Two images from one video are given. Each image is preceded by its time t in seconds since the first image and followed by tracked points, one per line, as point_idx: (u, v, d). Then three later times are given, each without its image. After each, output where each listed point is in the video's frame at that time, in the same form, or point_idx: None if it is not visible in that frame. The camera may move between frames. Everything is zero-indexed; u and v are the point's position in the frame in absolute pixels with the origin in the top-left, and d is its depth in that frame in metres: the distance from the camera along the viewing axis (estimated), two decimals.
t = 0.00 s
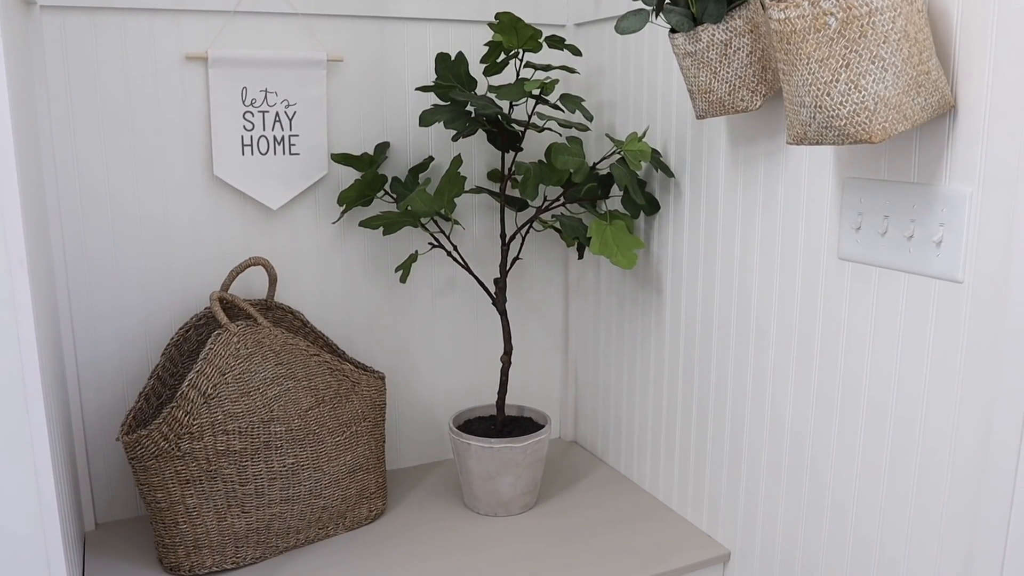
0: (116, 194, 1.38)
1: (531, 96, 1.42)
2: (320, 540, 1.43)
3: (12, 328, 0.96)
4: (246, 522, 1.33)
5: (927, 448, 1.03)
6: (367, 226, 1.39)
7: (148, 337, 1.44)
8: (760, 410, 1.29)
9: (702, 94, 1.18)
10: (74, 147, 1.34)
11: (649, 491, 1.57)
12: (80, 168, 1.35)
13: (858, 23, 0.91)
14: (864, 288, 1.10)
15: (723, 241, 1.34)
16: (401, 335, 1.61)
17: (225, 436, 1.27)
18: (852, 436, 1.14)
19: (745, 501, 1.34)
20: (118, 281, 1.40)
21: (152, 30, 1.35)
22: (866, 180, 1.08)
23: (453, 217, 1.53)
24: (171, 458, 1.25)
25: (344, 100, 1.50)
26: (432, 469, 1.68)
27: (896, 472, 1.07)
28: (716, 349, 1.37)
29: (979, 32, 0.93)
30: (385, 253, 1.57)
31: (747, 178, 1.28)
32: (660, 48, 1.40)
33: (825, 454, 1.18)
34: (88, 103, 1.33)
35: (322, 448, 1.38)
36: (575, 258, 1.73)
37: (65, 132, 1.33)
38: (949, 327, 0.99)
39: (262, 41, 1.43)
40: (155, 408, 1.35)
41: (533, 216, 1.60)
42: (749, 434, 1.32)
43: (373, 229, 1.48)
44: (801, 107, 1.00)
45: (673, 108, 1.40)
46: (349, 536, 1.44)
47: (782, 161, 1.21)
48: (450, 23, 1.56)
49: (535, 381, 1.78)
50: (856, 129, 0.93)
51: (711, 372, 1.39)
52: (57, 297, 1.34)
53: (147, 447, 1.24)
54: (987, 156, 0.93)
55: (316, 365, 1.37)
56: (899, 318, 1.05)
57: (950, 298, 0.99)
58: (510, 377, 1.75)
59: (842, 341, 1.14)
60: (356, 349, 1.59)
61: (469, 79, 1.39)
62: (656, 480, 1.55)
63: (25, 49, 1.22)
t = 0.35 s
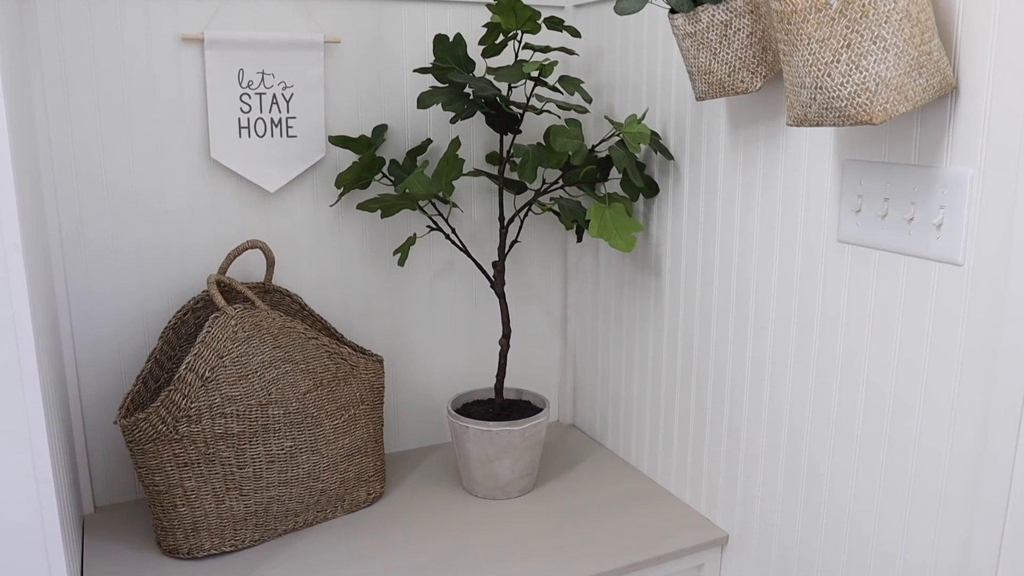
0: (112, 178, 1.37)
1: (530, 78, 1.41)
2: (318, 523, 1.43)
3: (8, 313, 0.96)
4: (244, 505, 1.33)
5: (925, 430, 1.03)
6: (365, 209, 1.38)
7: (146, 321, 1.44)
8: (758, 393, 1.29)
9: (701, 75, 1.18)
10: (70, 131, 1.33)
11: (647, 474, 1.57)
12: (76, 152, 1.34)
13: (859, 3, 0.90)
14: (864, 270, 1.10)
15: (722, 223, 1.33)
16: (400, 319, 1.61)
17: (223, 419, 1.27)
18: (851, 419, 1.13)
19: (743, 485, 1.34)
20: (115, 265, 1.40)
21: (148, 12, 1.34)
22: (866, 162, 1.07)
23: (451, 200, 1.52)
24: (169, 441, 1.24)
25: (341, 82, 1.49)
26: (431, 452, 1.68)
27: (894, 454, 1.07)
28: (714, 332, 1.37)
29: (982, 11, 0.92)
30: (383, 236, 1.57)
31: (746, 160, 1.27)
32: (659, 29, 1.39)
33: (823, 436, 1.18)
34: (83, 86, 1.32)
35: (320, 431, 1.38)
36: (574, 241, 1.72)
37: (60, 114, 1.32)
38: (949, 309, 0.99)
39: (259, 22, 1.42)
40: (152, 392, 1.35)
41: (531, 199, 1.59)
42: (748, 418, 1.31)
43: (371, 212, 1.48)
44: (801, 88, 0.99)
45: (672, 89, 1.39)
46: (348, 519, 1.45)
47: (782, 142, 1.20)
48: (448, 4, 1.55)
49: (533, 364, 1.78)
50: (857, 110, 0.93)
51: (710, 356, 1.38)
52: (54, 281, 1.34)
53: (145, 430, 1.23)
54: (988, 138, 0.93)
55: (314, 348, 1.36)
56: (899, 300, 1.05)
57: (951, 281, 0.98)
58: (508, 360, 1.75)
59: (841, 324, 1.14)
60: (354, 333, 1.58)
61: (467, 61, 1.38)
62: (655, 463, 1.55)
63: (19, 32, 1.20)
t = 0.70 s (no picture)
0: (106, 162, 1.36)
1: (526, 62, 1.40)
2: (315, 507, 1.43)
3: None
4: (240, 490, 1.33)
5: (921, 415, 1.03)
6: (360, 193, 1.37)
7: (141, 305, 1.44)
8: (755, 378, 1.29)
9: (699, 57, 1.16)
10: (63, 114, 1.32)
11: (643, 460, 1.57)
12: (70, 136, 1.33)
13: None
14: (861, 255, 1.09)
15: (719, 208, 1.33)
16: (396, 305, 1.61)
17: (218, 404, 1.26)
18: (847, 404, 1.13)
19: (739, 471, 1.34)
20: (109, 249, 1.39)
21: None
22: (864, 146, 1.06)
23: (448, 185, 1.51)
24: (164, 426, 1.24)
25: (337, 66, 1.48)
26: (427, 438, 1.68)
27: (891, 437, 1.07)
28: (711, 318, 1.37)
29: None
30: (379, 221, 1.56)
31: (744, 144, 1.26)
32: (657, 12, 1.38)
33: (819, 421, 1.18)
34: (76, 69, 1.31)
35: (316, 416, 1.38)
36: (570, 226, 1.71)
37: (53, 98, 1.30)
38: (946, 292, 0.98)
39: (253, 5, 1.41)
40: (148, 376, 1.35)
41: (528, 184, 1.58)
42: (744, 403, 1.31)
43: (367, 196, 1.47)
44: (800, 71, 0.97)
45: (670, 73, 1.38)
46: (344, 504, 1.45)
47: (780, 126, 1.19)
48: None
49: (530, 350, 1.78)
50: (855, 93, 0.91)
51: (707, 341, 1.38)
52: (48, 266, 1.33)
53: (140, 415, 1.23)
54: (987, 121, 0.92)
55: (310, 333, 1.36)
56: (896, 284, 1.04)
57: (948, 264, 0.98)
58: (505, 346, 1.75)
59: (838, 308, 1.13)
60: (350, 318, 1.58)
61: (463, 45, 1.37)
62: (651, 449, 1.55)
63: (10, 13, 1.19)
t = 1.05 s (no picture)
0: (101, 150, 1.35)
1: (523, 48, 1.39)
2: (311, 495, 1.43)
3: None
4: (237, 478, 1.33)
5: (917, 402, 1.03)
6: (356, 180, 1.37)
7: (136, 292, 1.43)
8: (751, 366, 1.29)
9: (696, 44, 1.15)
10: (57, 101, 1.31)
11: (640, 447, 1.58)
12: (64, 123, 1.32)
13: None
14: (858, 242, 1.09)
15: (716, 195, 1.33)
16: (392, 292, 1.61)
17: (215, 391, 1.26)
18: (843, 391, 1.13)
19: (735, 458, 1.34)
20: (104, 237, 1.39)
21: None
22: (862, 133, 1.06)
23: (444, 172, 1.51)
24: (160, 413, 1.24)
25: (333, 52, 1.48)
26: (423, 425, 1.68)
27: (887, 424, 1.07)
28: (708, 305, 1.36)
29: None
30: (375, 209, 1.56)
31: (741, 131, 1.26)
32: None
33: (815, 408, 1.18)
34: (70, 55, 1.30)
35: (313, 403, 1.38)
36: (567, 214, 1.71)
37: (47, 84, 1.30)
38: (943, 280, 0.98)
39: None
40: (144, 364, 1.34)
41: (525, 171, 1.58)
42: (740, 391, 1.31)
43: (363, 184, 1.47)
44: (797, 57, 0.97)
45: (667, 60, 1.38)
46: (340, 491, 1.45)
47: (777, 113, 1.19)
48: None
49: (526, 338, 1.78)
50: (853, 80, 0.91)
51: (703, 329, 1.38)
52: (43, 253, 1.33)
53: (136, 402, 1.23)
54: (985, 108, 0.92)
55: (306, 321, 1.36)
56: (892, 271, 1.04)
57: (945, 251, 0.98)
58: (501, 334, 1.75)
59: (834, 296, 1.13)
60: (346, 306, 1.58)
61: (460, 31, 1.36)
62: (647, 437, 1.55)
63: None
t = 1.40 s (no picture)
0: (94, 135, 1.34)
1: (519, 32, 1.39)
2: (307, 479, 1.43)
3: None
4: (233, 462, 1.33)
5: (911, 386, 1.03)
6: (352, 164, 1.36)
7: (132, 277, 1.43)
8: (746, 350, 1.29)
9: (692, 28, 1.15)
10: (50, 86, 1.30)
11: (635, 432, 1.58)
12: (57, 107, 1.31)
13: None
14: (853, 226, 1.09)
15: (711, 180, 1.33)
16: (388, 277, 1.61)
17: (210, 376, 1.26)
18: (838, 376, 1.13)
19: (729, 442, 1.35)
20: (99, 222, 1.38)
21: None
22: (858, 117, 1.06)
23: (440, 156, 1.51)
24: (156, 398, 1.24)
25: (328, 36, 1.47)
26: (419, 410, 1.69)
27: (882, 407, 1.07)
28: (703, 290, 1.37)
29: None
30: (371, 193, 1.56)
31: (737, 116, 1.26)
32: None
33: (810, 392, 1.18)
34: (62, 39, 1.29)
35: (308, 388, 1.38)
36: (563, 199, 1.71)
37: (40, 68, 1.29)
38: (938, 263, 0.98)
39: None
40: (139, 349, 1.34)
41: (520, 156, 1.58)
42: (735, 375, 1.32)
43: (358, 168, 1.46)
44: (793, 41, 0.97)
45: (663, 44, 1.37)
46: (337, 475, 1.45)
47: (773, 97, 1.19)
48: None
49: (522, 323, 1.78)
50: (849, 64, 0.91)
51: (699, 314, 1.38)
52: (36, 238, 1.32)
53: (131, 387, 1.23)
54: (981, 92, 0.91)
55: (301, 306, 1.36)
56: (887, 255, 1.05)
57: (939, 235, 0.98)
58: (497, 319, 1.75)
59: (829, 280, 1.13)
60: (342, 291, 1.58)
61: (455, 14, 1.35)
62: (643, 421, 1.55)
63: None
